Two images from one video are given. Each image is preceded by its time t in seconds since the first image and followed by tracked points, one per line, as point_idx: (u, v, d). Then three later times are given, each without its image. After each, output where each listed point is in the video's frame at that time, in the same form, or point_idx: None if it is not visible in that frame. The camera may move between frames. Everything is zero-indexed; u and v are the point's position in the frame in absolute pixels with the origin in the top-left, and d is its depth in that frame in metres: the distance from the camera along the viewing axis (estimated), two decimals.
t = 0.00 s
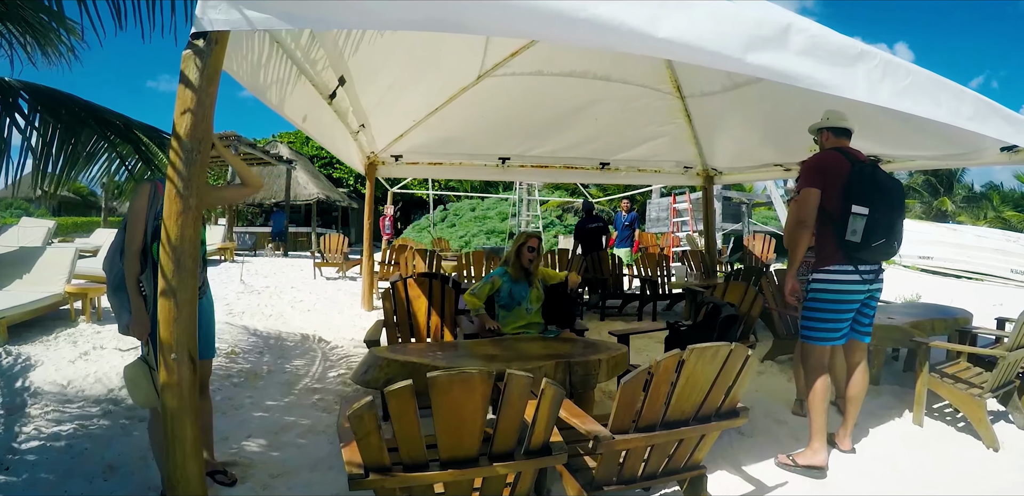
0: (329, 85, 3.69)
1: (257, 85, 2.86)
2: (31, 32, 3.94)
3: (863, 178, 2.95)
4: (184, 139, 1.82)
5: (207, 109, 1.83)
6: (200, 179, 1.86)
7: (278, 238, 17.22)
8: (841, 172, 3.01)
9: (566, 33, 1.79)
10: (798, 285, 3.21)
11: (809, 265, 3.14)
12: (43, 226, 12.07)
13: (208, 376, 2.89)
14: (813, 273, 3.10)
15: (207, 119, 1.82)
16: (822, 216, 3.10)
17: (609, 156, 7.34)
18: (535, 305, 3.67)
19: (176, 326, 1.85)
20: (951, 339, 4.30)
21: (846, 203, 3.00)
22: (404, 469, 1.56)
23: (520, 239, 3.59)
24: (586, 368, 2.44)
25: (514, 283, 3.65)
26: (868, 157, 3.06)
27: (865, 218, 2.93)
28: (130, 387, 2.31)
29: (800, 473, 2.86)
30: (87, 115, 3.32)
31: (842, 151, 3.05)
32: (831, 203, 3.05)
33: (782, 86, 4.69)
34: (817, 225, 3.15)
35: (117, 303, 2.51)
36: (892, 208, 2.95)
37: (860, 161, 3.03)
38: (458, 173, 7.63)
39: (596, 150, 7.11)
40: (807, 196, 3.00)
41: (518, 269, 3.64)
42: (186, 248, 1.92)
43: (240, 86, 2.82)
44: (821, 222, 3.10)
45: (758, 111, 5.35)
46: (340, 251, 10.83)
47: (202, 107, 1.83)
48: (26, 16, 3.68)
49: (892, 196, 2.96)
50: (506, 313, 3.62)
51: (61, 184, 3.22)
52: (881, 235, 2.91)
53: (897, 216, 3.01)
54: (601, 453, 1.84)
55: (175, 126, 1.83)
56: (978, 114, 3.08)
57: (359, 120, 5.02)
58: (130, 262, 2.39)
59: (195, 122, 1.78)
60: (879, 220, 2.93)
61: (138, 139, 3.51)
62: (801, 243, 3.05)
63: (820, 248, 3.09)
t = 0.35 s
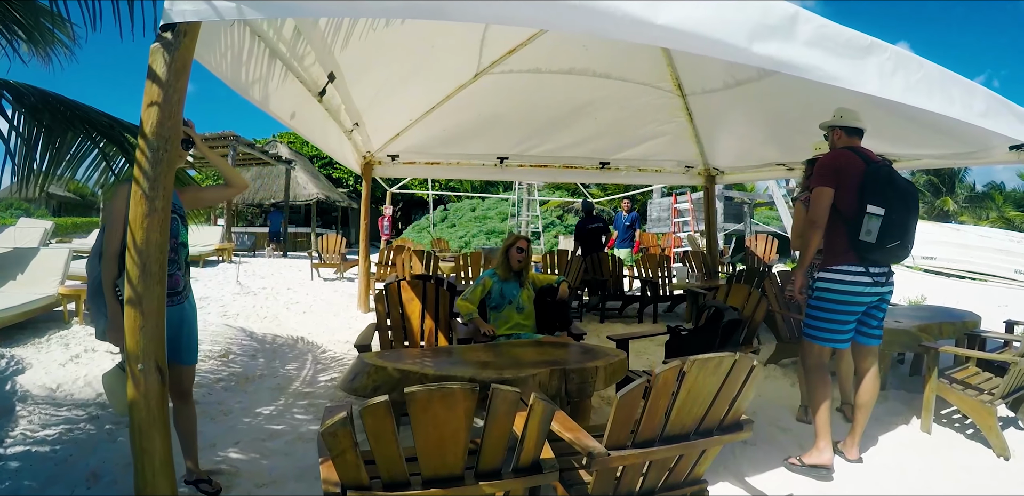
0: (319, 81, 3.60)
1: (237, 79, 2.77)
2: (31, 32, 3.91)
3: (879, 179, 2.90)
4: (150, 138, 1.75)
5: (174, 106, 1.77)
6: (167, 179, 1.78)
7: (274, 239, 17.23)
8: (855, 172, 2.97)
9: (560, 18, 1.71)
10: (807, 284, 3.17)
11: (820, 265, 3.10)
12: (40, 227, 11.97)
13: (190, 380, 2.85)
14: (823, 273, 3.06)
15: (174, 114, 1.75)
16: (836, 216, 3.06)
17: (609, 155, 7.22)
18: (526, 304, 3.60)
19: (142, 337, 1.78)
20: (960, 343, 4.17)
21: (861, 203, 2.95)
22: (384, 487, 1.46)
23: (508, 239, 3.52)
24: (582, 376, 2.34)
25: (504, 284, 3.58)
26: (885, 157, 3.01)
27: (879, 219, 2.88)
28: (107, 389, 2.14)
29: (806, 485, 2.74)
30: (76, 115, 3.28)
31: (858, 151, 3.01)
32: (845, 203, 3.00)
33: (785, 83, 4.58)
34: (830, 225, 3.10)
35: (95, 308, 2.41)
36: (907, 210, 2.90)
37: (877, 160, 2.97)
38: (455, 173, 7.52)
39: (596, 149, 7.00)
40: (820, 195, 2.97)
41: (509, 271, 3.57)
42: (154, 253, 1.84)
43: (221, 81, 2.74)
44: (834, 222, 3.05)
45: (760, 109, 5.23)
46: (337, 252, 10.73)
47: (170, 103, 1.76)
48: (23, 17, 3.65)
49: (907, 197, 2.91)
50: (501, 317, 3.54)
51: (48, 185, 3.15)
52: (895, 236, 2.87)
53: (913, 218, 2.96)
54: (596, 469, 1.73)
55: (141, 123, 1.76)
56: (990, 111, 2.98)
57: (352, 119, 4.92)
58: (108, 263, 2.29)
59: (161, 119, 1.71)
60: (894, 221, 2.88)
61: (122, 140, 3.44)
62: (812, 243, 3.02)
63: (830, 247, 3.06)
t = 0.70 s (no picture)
0: (307, 76, 3.53)
1: (218, 69, 2.68)
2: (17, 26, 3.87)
3: (886, 176, 2.81)
4: (117, 129, 1.70)
5: (140, 96, 1.70)
6: (133, 173, 1.71)
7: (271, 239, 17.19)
8: (861, 168, 2.87)
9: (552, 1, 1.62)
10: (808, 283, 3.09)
11: (822, 263, 3.01)
12: (35, 228, 11.88)
13: (174, 384, 2.77)
14: (825, 271, 2.97)
15: (141, 105, 1.70)
16: (839, 213, 2.97)
17: (608, 154, 7.13)
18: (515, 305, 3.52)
19: (108, 341, 1.72)
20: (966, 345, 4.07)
21: (866, 200, 2.86)
22: None
23: (495, 240, 3.44)
24: (577, 380, 2.25)
25: (493, 285, 3.49)
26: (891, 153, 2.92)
27: (883, 217, 2.81)
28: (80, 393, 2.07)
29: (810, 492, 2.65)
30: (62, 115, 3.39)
31: (863, 146, 2.90)
32: (849, 199, 2.91)
33: (786, 78, 4.49)
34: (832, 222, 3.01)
35: (72, 310, 2.31)
36: (910, 208, 2.85)
37: (882, 156, 2.89)
38: (452, 172, 7.42)
39: (595, 148, 6.91)
40: (825, 191, 2.86)
41: (496, 272, 3.49)
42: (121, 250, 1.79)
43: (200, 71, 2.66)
44: (837, 219, 2.96)
45: (761, 105, 5.14)
46: (334, 252, 10.64)
47: (137, 93, 1.71)
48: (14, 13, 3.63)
49: (912, 195, 2.85)
50: (490, 320, 3.45)
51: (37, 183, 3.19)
52: (899, 235, 2.81)
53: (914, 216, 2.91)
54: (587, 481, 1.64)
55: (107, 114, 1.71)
56: (1000, 107, 2.89)
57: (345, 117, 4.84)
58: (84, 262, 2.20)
59: (127, 111, 1.65)
60: (898, 219, 2.82)
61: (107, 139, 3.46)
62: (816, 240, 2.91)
63: (833, 245, 2.96)
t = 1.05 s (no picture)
0: (294, 70, 3.43)
1: (196, 59, 2.58)
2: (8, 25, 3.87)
3: (885, 172, 2.72)
4: (78, 121, 1.61)
5: (105, 85, 1.62)
6: (95, 168, 1.62)
7: (268, 239, 17.08)
8: (861, 167, 2.80)
9: None
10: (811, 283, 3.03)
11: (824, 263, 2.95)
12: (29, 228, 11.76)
13: (154, 387, 2.67)
14: (826, 271, 2.92)
15: (105, 95, 1.60)
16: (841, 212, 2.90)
17: (606, 153, 7.02)
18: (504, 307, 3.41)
19: (71, 344, 1.65)
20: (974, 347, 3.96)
21: (866, 198, 2.78)
22: None
23: (480, 242, 3.36)
24: (572, 386, 2.15)
25: (479, 288, 3.39)
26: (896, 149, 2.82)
27: (883, 215, 2.72)
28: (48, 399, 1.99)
29: None
30: (53, 114, 3.36)
31: (864, 144, 2.83)
32: (849, 198, 2.84)
33: (788, 74, 4.39)
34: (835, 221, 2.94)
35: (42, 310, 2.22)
36: (914, 205, 2.73)
37: (886, 153, 2.80)
38: (448, 171, 7.31)
39: (594, 146, 6.80)
40: (823, 191, 2.82)
41: (482, 275, 3.39)
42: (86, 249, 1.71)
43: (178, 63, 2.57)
44: (839, 218, 2.89)
45: (762, 102, 5.04)
46: (330, 252, 10.53)
47: (102, 82, 1.61)
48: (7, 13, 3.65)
49: (915, 192, 2.73)
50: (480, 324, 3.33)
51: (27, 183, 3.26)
52: (900, 233, 2.70)
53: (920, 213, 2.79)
54: None
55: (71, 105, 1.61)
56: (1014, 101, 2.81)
57: (338, 114, 4.73)
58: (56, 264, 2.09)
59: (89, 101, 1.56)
60: (900, 217, 2.71)
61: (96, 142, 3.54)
62: (815, 240, 2.86)
63: (835, 245, 2.89)
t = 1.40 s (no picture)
0: (282, 64, 3.37)
1: (175, 50, 2.49)
2: None
3: (880, 172, 2.62)
4: (35, 113, 1.57)
5: (63, 76, 1.58)
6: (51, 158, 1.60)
7: (265, 239, 16.95)
8: (857, 168, 2.71)
9: None
10: (814, 288, 2.96)
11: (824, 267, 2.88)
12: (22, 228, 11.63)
13: (134, 394, 2.56)
14: (826, 276, 2.85)
15: (64, 88, 1.58)
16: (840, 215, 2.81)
17: (605, 151, 6.91)
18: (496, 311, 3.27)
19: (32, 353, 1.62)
20: (984, 351, 3.85)
21: (862, 201, 2.69)
22: None
23: (469, 246, 3.27)
24: (568, 394, 2.04)
25: (470, 293, 3.25)
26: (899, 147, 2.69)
27: (879, 217, 2.62)
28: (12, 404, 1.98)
29: None
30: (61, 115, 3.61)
31: (862, 144, 2.73)
32: (847, 201, 2.76)
33: (791, 71, 4.28)
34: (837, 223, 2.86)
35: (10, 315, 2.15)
36: (913, 206, 2.61)
37: (886, 152, 2.68)
38: (444, 170, 7.19)
39: (593, 145, 6.69)
40: (819, 195, 2.76)
41: (476, 281, 3.27)
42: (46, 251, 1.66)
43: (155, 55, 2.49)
44: (838, 222, 2.81)
45: (764, 100, 4.94)
46: (326, 252, 10.41)
47: (60, 71, 1.58)
48: None
49: (913, 191, 2.61)
50: (478, 332, 3.21)
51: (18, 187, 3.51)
52: (896, 235, 2.60)
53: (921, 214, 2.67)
54: None
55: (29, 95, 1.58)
56: None
57: (330, 111, 4.63)
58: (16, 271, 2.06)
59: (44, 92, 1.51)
60: (897, 219, 2.61)
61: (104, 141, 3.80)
62: (812, 245, 2.80)
63: (835, 248, 2.82)
